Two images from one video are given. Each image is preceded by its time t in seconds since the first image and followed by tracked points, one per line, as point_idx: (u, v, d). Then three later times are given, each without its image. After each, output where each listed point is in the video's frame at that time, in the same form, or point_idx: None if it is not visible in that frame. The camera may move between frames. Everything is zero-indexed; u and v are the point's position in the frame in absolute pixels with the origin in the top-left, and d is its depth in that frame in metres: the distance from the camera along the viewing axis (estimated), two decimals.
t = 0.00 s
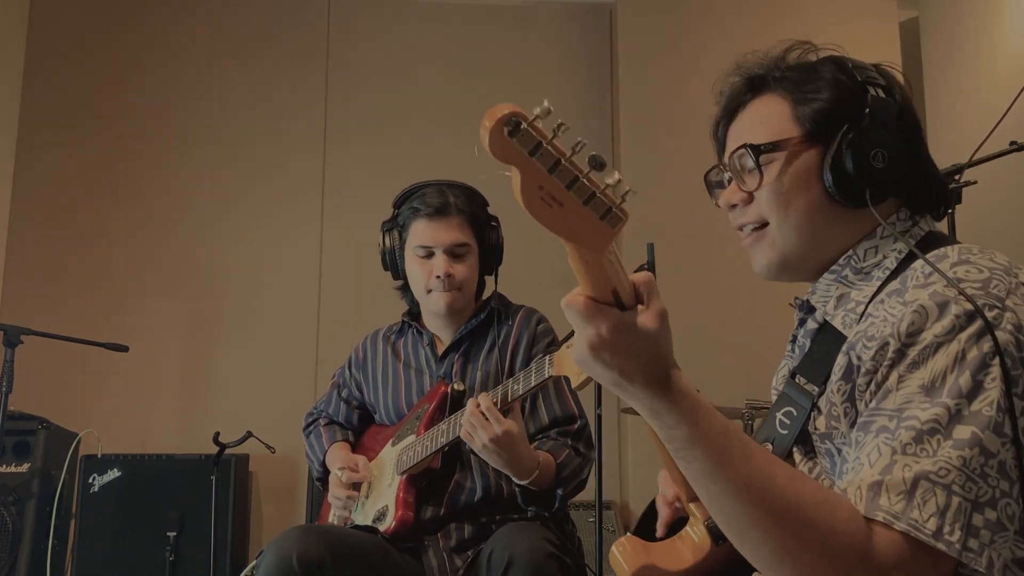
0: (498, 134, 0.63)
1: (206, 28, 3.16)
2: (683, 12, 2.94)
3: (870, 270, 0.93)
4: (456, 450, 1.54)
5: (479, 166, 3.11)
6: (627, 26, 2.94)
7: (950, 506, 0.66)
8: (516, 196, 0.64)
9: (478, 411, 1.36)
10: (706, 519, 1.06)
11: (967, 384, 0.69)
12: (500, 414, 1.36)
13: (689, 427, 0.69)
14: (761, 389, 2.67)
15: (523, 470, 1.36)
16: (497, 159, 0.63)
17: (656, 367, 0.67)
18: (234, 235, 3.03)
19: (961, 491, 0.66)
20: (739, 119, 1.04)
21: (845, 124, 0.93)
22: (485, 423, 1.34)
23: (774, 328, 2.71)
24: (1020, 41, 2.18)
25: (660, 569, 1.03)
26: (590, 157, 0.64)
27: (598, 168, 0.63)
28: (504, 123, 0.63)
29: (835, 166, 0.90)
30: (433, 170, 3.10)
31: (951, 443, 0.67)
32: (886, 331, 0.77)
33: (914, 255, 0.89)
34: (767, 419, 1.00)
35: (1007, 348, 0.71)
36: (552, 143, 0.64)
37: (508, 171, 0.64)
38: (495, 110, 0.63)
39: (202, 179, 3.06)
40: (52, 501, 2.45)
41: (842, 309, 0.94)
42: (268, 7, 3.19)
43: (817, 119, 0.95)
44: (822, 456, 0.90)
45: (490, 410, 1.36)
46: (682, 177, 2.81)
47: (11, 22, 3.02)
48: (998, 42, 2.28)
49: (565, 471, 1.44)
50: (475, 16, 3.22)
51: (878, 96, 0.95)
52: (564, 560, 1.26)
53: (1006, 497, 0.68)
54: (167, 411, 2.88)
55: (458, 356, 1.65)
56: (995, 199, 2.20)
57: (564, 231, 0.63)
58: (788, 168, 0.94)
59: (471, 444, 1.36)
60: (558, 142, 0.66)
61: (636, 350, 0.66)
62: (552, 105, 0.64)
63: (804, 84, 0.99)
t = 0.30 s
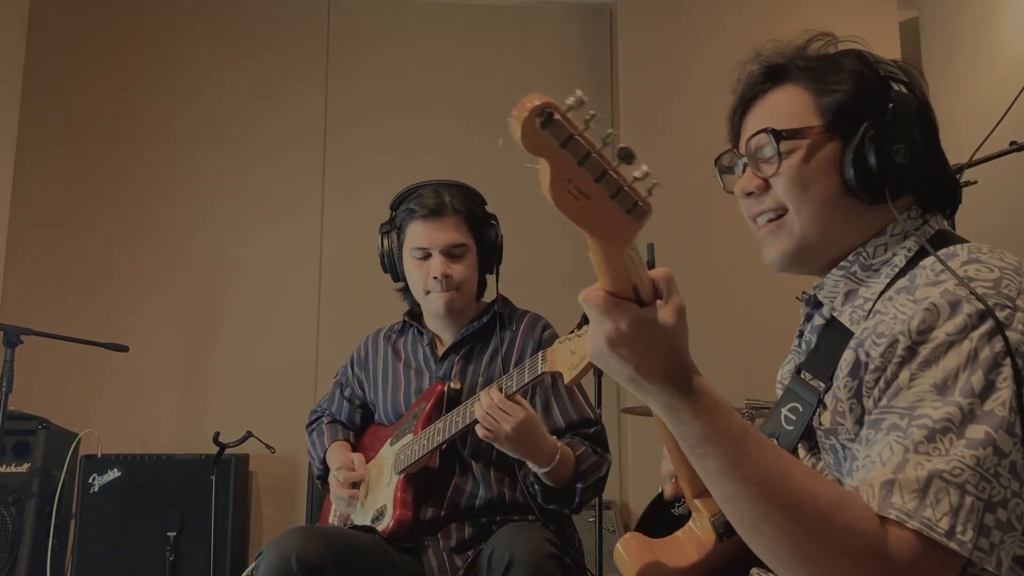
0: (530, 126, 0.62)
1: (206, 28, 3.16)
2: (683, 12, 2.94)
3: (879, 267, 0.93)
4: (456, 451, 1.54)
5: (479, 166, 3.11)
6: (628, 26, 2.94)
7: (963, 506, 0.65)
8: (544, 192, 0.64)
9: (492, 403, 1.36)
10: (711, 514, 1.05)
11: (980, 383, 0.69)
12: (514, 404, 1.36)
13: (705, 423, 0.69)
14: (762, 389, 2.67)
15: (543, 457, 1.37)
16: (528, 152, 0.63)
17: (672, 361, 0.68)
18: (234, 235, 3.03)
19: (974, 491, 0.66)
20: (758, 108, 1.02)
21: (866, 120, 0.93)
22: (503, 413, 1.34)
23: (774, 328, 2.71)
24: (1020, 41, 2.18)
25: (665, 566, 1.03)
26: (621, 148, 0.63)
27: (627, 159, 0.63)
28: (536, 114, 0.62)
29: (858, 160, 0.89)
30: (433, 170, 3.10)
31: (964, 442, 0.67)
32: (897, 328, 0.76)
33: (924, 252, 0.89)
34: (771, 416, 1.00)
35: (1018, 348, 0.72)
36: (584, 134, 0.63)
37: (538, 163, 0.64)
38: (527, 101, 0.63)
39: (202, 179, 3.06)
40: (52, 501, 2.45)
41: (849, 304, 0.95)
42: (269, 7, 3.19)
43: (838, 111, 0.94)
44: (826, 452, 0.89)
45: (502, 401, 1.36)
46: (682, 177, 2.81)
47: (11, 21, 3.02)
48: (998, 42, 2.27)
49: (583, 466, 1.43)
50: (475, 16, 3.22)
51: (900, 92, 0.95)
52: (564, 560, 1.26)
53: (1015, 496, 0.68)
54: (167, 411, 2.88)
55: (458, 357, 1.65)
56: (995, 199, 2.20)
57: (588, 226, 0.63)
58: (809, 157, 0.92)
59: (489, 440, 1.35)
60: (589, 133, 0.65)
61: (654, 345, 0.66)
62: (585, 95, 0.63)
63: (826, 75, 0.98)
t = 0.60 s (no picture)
0: (596, 134, 0.59)
1: (206, 27, 3.16)
2: (683, 12, 2.94)
3: (901, 278, 0.93)
4: (456, 451, 1.54)
5: (479, 166, 3.11)
6: (628, 26, 2.94)
7: (1002, 527, 0.65)
8: (599, 201, 0.62)
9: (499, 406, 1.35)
10: (722, 519, 1.04)
11: (1019, 402, 0.69)
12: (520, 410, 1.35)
13: (741, 438, 0.68)
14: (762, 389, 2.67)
15: (537, 468, 1.36)
16: (589, 158, 0.60)
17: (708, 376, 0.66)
18: (234, 235, 3.02)
19: (1013, 511, 0.66)
20: (776, 121, 1.02)
21: (893, 132, 0.93)
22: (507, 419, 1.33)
23: (774, 329, 2.71)
24: (1020, 41, 2.18)
25: (673, 570, 1.02)
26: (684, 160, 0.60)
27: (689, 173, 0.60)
28: (602, 123, 0.59)
29: (888, 173, 0.89)
30: (433, 170, 3.10)
31: (1003, 462, 0.68)
32: (932, 344, 0.77)
33: (948, 264, 0.90)
34: (788, 422, 1.01)
35: None
36: (649, 146, 0.61)
37: (598, 173, 0.61)
38: (593, 109, 0.60)
39: (202, 178, 3.06)
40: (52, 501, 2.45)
41: (871, 316, 0.96)
42: (269, 7, 3.18)
43: (862, 123, 0.94)
44: (846, 463, 0.90)
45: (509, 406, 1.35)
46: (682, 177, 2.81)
47: (11, 21, 3.01)
48: (998, 43, 2.28)
49: (580, 476, 1.42)
50: (475, 16, 3.22)
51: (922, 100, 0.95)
52: (565, 560, 1.26)
53: None
54: (168, 410, 2.88)
55: (462, 358, 1.65)
56: (995, 199, 2.20)
57: (640, 238, 0.61)
58: (837, 172, 0.92)
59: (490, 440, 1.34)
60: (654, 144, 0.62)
61: (690, 357, 0.65)
62: (655, 106, 0.60)
63: (847, 85, 0.98)
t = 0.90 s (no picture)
0: (539, 134, 0.61)
1: (206, 28, 3.16)
2: (682, 12, 2.94)
3: (879, 267, 0.92)
4: (457, 449, 1.53)
5: (479, 166, 3.11)
6: (627, 25, 2.94)
7: (986, 508, 0.65)
8: (550, 199, 0.62)
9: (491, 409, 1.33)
10: (713, 516, 1.06)
11: (993, 382, 0.69)
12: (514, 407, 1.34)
13: (717, 442, 0.67)
14: (762, 389, 2.67)
15: (533, 457, 1.36)
16: (534, 158, 0.62)
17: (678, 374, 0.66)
18: (234, 235, 3.03)
19: (997, 492, 0.66)
20: (745, 115, 1.04)
21: (853, 119, 0.93)
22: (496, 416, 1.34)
23: (774, 328, 2.71)
24: (1019, 40, 2.18)
25: (667, 570, 1.03)
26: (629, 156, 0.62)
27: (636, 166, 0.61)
28: (544, 123, 0.61)
29: (843, 160, 0.89)
30: (433, 170, 3.10)
31: (983, 443, 0.67)
32: (900, 330, 0.77)
33: (924, 252, 0.89)
34: (774, 417, 1.00)
35: None
36: (593, 143, 0.62)
37: (545, 172, 0.63)
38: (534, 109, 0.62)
39: (202, 178, 3.06)
40: (51, 501, 2.45)
41: (850, 306, 0.95)
42: (269, 7, 3.19)
43: (823, 113, 0.94)
44: (829, 455, 0.88)
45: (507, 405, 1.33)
46: (682, 176, 2.81)
47: (11, 21, 3.02)
48: (998, 42, 2.28)
49: (570, 467, 1.41)
50: (475, 16, 3.22)
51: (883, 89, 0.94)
52: (564, 560, 1.26)
53: None
54: (168, 410, 2.88)
55: (466, 354, 1.65)
56: (995, 198, 2.20)
57: (593, 231, 0.61)
58: (796, 162, 0.93)
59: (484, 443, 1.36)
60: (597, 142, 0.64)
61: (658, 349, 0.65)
62: (594, 103, 0.62)
63: (810, 79, 0.98)
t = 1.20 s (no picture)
0: (518, 130, 0.68)
1: (206, 28, 3.16)
2: (682, 12, 2.94)
3: (868, 263, 0.92)
4: (458, 451, 1.53)
5: (480, 166, 3.11)
6: (627, 25, 2.94)
7: (976, 491, 0.61)
8: (533, 193, 0.69)
9: (496, 411, 1.33)
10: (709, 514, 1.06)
11: (981, 366, 0.66)
12: (520, 408, 1.34)
13: (677, 464, 0.64)
14: (761, 388, 2.67)
15: (539, 459, 1.37)
16: (515, 155, 0.68)
17: (649, 399, 0.63)
18: (234, 235, 3.03)
19: (987, 475, 0.62)
20: (737, 114, 1.03)
21: (844, 116, 0.93)
22: (497, 420, 1.33)
23: (774, 328, 2.71)
24: (1019, 40, 2.18)
25: (664, 569, 1.03)
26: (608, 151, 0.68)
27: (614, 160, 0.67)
28: (522, 119, 0.68)
29: (837, 157, 0.89)
30: (433, 170, 3.10)
31: (972, 425, 0.63)
32: (883, 321, 0.76)
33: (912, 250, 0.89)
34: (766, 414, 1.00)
35: (1009, 337, 0.69)
36: (571, 138, 0.69)
37: (528, 169, 0.69)
38: (514, 107, 0.68)
39: (202, 178, 3.06)
40: (51, 501, 2.45)
41: (839, 302, 0.94)
42: (269, 7, 3.19)
43: (816, 111, 0.94)
44: (821, 452, 0.88)
45: (512, 406, 1.33)
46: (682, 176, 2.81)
47: (11, 21, 3.01)
48: (998, 42, 2.28)
49: (578, 473, 1.42)
50: (475, 16, 3.22)
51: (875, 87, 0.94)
52: (565, 560, 1.25)
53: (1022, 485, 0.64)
54: (168, 410, 2.88)
55: (466, 356, 1.65)
56: (995, 198, 2.20)
57: (572, 221, 0.68)
58: (789, 160, 0.92)
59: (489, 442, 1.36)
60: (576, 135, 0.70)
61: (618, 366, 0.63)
62: (569, 100, 0.68)
63: (802, 77, 0.98)
